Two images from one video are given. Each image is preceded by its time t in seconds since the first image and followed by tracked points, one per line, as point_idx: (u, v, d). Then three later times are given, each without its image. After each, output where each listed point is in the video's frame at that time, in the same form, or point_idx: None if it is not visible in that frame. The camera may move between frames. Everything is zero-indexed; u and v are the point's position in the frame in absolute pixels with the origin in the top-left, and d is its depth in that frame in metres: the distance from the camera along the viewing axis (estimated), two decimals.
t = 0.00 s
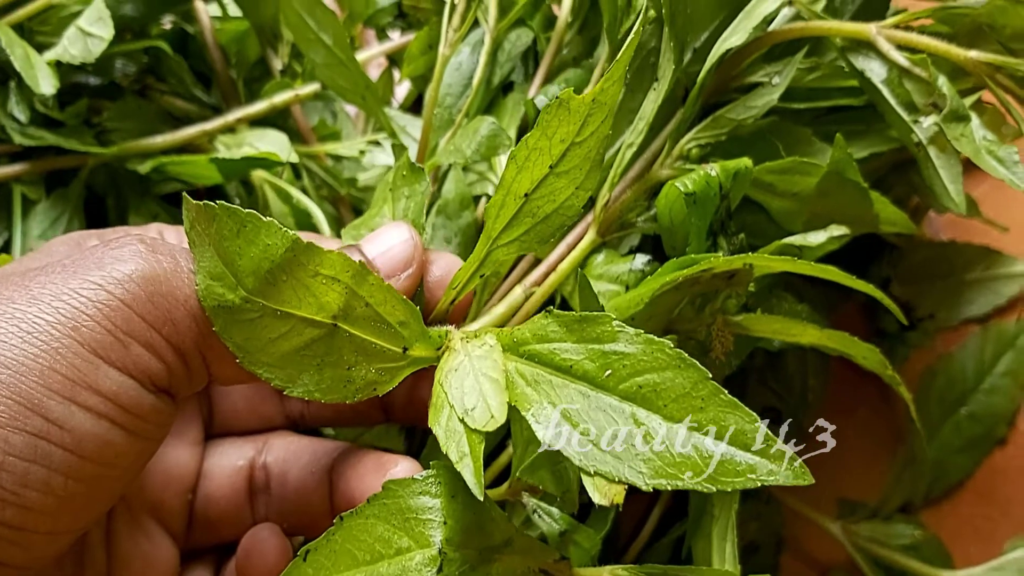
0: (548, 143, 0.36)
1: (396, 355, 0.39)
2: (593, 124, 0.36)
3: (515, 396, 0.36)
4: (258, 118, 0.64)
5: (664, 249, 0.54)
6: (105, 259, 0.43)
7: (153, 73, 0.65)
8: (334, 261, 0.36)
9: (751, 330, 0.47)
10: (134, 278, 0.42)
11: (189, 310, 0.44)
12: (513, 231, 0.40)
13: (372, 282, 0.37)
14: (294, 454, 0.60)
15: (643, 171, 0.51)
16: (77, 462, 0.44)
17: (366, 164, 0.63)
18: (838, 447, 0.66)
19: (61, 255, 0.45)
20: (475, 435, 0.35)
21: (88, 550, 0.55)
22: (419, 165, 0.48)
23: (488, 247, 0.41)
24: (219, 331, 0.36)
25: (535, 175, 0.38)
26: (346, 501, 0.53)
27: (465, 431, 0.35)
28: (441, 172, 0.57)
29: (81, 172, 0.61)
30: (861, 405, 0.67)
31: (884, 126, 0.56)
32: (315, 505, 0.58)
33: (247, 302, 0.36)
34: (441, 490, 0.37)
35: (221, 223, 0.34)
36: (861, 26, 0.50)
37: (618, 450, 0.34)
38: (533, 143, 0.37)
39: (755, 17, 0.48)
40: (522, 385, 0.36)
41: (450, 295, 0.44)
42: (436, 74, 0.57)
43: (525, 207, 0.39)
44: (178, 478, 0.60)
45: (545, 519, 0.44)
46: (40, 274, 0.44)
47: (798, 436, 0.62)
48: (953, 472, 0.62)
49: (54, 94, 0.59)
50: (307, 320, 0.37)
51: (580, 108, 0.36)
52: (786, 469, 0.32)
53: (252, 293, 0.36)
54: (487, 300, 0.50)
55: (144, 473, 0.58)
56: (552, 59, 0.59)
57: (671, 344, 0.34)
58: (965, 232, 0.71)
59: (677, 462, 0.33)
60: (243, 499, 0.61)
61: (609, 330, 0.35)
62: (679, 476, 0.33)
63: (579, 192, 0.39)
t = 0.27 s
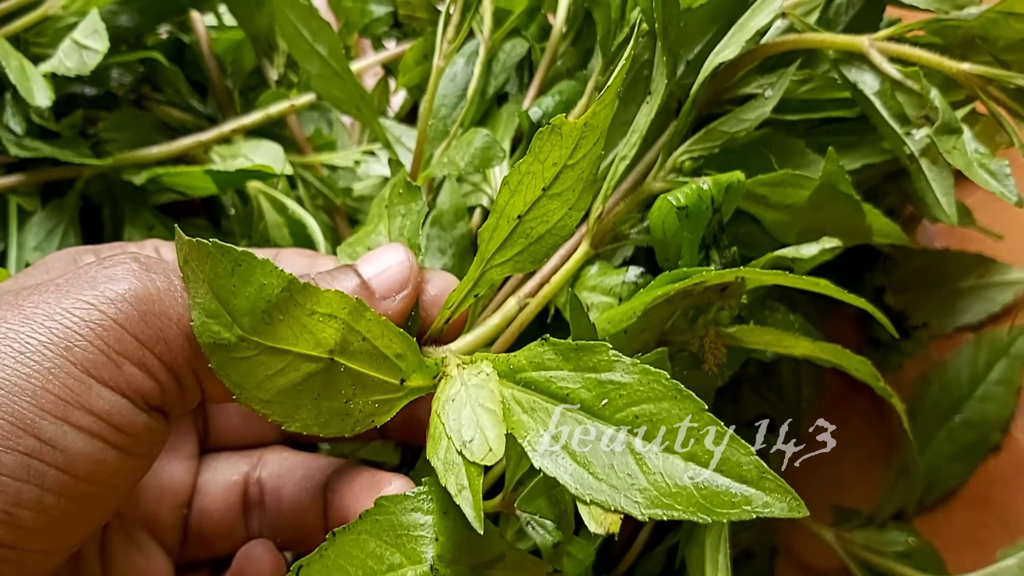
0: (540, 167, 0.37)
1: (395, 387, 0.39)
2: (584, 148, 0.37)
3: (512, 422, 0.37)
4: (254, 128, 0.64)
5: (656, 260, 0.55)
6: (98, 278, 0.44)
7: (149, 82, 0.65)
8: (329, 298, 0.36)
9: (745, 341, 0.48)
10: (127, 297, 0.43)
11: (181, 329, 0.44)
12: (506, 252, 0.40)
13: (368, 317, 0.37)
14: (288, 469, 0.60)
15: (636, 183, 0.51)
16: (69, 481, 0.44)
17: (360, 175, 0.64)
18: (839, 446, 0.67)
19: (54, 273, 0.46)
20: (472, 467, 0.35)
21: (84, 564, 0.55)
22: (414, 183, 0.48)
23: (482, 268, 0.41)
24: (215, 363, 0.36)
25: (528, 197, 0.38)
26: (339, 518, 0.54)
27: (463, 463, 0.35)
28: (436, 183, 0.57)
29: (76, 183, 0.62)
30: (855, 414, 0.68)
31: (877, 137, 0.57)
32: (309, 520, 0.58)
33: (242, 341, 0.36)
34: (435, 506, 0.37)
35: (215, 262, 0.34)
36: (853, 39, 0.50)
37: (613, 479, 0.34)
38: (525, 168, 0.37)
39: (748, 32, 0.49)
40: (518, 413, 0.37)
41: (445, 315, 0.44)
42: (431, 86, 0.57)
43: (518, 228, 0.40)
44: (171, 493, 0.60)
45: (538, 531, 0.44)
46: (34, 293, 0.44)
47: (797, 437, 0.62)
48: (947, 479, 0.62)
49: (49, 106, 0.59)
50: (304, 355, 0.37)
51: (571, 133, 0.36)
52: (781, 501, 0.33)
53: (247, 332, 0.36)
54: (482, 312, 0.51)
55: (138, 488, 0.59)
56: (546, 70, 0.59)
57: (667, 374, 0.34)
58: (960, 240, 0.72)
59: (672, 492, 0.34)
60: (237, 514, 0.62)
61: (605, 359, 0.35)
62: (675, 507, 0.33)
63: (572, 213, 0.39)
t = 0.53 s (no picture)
0: (540, 168, 0.37)
1: (396, 389, 0.39)
2: (583, 148, 0.37)
3: (513, 423, 0.37)
4: (255, 128, 0.65)
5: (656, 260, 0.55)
6: (100, 276, 0.44)
7: (150, 83, 0.66)
8: (332, 301, 0.36)
9: (744, 340, 0.48)
10: (129, 296, 0.43)
11: (183, 327, 0.45)
12: (506, 252, 0.41)
13: (370, 320, 0.37)
14: (289, 468, 0.60)
15: (636, 183, 0.52)
16: (72, 479, 0.44)
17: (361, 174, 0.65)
18: (839, 446, 0.67)
19: (56, 271, 0.46)
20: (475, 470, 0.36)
21: (86, 561, 0.56)
22: (415, 183, 0.48)
23: (482, 268, 0.41)
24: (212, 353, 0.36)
25: (527, 197, 0.38)
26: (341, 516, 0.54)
27: (465, 465, 0.35)
28: (437, 183, 0.58)
29: (78, 183, 0.62)
30: (856, 412, 0.68)
31: (876, 137, 0.57)
32: (310, 519, 0.58)
33: (244, 342, 0.36)
34: (435, 502, 0.37)
35: (217, 263, 0.34)
36: (852, 39, 0.51)
37: (614, 480, 0.34)
38: (525, 168, 0.37)
39: (748, 32, 0.49)
40: (519, 414, 0.37)
41: (445, 314, 0.44)
42: (432, 86, 0.57)
43: (518, 228, 0.40)
44: (174, 491, 0.61)
45: (538, 528, 0.45)
46: (37, 291, 0.44)
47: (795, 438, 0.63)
48: (947, 477, 0.62)
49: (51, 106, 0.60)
50: (306, 356, 0.37)
51: (570, 133, 0.36)
52: (780, 501, 0.33)
53: (250, 333, 0.36)
54: (483, 311, 0.51)
55: (141, 486, 0.59)
56: (546, 70, 0.59)
57: (667, 375, 0.35)
58: (959, 240, 0.72)
59: (673, 493, 0.34)
60: (239, 513, 0.62)
61: (605, 360, 0.36)
62: (675, 507, 0.34)
63: (571, 212, 0.39)
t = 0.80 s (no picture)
0: (539, 167, 0.37)
1: (398, 391, 0.40)
2: (582, 148, 0.37)
3: (515, 422, 0.37)
4: (255, 129, 0.65)
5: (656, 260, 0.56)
6: (100, 276, 0.44)
7: (150, 84, 0.66)
8: (334, 306, 0.36)
9: (743, 340, 0.48)
10: (130, 295, 0.43)
11: (183, 326, 0.45)
12: (506, 250, 0.41)
13: (372, 324, 0.37)
14: (290, 468, 0.60)
15: (635, 183, 0.52)
16: (72, 479, 0.44)
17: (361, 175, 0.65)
18: (839, 446, 0.67)
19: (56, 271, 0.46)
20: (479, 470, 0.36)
21: (86, 561, 0.56)
22: (415, 184, 0.48)
23: (482, 266, 0.41)
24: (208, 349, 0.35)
25: (527, 196, 0.38)
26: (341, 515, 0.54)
27: (469, 465, 0.36)
28: (436, 184, 0.58)
29: (79, 185, 0.62)
30: (855, 412, 0.69)
31: (875, 137, 0.57)
32: (311, 518, 0.59)
33: (246, 349, 0.35)
34: (436, 500, 0.37)
35: (215, 270, 0.34)
36: (851, 39, 0.51)
37: (617, 476, 0.35)
38: (525, 167, 0.37)
39: (747, 31, 0.49)
40: (522, 412, 0.37)
41: (445, 314, 0.44)
42: (431, 87, 0.57)
43: (517, 226, 0.40)
44: (174, 491, 0.61)
45: (538, 528, 0.44)
46: (37, 292, 0.44)
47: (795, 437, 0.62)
48: (946, 477, 0.63)
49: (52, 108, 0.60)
50: (308, 361, 0.37)
51: (569, 131, 0.36)
52: (784, 494, 0.33)
53: (252, 340, 0.35)
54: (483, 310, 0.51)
55: (141, 486, 0.59)
56: (546, 71, 0.59)
57: (668, 371, 0.35)
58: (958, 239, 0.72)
59: (676, 488, 0.34)
60: (240, 512, 0.62)
61: (607, 357, 0.36)
62: (678, 503, 0.34)
63: (570, 210, 0.39)
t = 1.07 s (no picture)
0: (540, 162, 0.38)
1: (403, 385, 0.40)
2: (581, 143, 0.38)
3: (520, 415, 0.38)
4: (258, 133, 0.65)
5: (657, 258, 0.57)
6: (106, 275, 0.44)
7: (153, 89, 0.67)
8: (339, 301, 0.37)
9: (744, 336, 0.48)
10: (136, 294, 0.44)
11: (189, 324, 0.45)
12: (508, 246, 0.42)
13: (377, 318, 0.38)
14: (300, 465, 0.61)
15: (636, 182, 0.52)
16: (80, 476, 0.45)
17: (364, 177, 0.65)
18: (839, 446, 0.68)
19: (62, 270, 0.47)
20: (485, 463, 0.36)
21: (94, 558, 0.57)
22: (417, 182, 0.48)
23: (485, 262, 0.42)
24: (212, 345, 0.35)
25: (528, 191, 0.39)
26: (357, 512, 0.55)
27: (474, 458, 0.36)
28: (438, 184, 0.59)
29: (84, 189, 0.63)
30: (855, 409, 0.69)
31: (874, 133, 0.58)
32: (324, 513, 0.59)
33: (252, 346, 0.36)
34: (442, 496, 0.38)
35: (222, 266, 0.34)
36: (850, 36, 0.51)
37: (621, 468, 0.35)
38: (526, 162, 0.38)
39: (745, 29, 0.48)
40: (525, 406, 0.37)
41: (448, 311, 0.45)
42: (433, 89, 0.58)
43: (519, 222, 0.41)
44: (181, 489, 0.61)
45: (543, 526, 0.44)
46: (43, 291, 0.45)
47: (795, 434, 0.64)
48: (948, 471, 0.63)
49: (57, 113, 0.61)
50: (314, 357, 0.38)
51: (569, 127, 0.37)
52: (786, 483, 0.33)
53: (258, 336, 0.36)
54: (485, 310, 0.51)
55: (148, 485, 0.59)
56: (547, 72, 0.60)
57: (670, 362, 0.35)
58: (958, 234, 0.72)
59: (680, 478, 0.34)
60: (248, 510, 0.62)
61: (610, 350, 0.36)
62: (682, 493, 0.34)
63: (571, 205, 0.40)
